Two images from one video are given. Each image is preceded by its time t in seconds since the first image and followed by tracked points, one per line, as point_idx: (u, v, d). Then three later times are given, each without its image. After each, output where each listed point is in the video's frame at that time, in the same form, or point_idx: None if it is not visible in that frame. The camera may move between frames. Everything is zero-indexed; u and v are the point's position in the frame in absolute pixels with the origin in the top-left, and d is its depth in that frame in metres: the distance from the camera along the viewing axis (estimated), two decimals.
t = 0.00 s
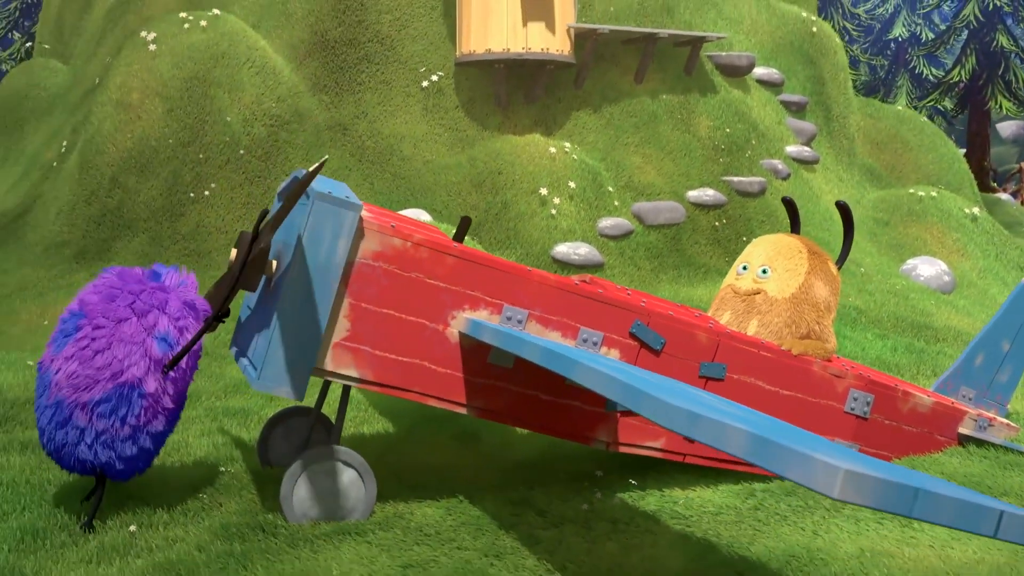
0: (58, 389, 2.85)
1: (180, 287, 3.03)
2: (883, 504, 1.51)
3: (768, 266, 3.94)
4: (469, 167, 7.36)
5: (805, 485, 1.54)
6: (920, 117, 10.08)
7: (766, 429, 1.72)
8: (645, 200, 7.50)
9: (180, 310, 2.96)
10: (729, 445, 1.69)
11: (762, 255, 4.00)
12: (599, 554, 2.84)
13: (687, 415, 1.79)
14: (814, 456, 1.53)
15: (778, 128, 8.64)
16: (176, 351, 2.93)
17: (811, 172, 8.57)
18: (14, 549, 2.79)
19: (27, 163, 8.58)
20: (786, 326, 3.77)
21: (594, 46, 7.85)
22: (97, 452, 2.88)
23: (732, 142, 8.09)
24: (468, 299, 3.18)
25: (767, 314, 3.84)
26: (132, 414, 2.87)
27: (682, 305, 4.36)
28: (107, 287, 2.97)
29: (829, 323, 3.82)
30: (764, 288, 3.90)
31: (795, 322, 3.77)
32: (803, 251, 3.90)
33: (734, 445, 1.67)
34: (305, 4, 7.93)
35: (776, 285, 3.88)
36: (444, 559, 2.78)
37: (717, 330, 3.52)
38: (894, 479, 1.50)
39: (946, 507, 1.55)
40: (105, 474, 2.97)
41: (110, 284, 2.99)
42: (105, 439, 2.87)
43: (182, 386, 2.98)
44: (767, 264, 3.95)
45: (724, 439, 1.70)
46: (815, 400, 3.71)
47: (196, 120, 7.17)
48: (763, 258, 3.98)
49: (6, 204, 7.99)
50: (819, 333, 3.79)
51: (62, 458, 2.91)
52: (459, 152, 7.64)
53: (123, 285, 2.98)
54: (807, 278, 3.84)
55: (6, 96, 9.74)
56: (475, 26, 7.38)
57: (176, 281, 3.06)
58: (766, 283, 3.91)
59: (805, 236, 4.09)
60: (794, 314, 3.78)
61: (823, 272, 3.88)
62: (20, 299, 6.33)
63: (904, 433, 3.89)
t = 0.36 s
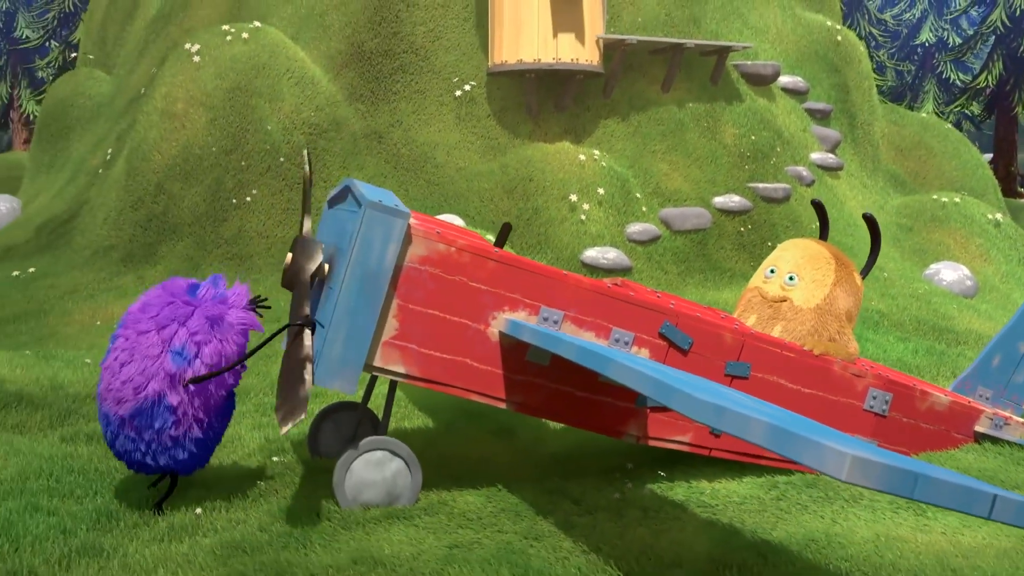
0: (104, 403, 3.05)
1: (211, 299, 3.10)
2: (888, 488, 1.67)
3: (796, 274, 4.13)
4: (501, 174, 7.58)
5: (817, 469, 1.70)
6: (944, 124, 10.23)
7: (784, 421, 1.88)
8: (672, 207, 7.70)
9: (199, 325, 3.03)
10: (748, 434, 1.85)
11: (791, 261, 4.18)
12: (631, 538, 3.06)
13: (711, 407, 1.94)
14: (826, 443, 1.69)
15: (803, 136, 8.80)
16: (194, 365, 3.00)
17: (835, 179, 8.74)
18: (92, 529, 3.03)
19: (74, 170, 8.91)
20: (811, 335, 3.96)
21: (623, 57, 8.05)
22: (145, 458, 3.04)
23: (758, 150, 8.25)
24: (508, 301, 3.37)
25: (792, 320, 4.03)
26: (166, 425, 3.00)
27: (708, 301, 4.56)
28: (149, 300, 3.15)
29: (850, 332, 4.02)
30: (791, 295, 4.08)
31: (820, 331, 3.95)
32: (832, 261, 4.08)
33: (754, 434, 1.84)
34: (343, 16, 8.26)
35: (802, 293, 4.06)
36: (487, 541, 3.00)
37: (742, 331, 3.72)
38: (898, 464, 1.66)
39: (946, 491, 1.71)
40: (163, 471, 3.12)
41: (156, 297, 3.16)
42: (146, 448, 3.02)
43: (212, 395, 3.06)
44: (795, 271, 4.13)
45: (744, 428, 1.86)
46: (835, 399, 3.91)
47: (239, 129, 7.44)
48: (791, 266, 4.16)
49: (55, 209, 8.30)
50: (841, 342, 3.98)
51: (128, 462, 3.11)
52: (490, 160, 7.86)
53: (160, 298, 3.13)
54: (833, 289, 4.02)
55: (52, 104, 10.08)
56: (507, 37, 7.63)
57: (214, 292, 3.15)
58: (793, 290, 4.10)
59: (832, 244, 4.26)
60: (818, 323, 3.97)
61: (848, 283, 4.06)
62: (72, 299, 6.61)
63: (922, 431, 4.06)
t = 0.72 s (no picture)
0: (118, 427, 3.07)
1: (206, 356, 2.92)
2: (890, 474, 1.74)
3: (805, 280, 4.20)
4: (511, 176, 7.66)
5: (826, 458, 1.77)
6: (951, 126, 10.29)
7: (791, 414, 1.95)
8: (680, 209, 7.78)
9: (188, 391, 2.89)
10: (758, 426, 1.91)
11: (800, 267, 4.25)
12: (641, 533, 3.13)
13: (721, 401, 2.00)
14: (831, 432, 1.76)
15: (810, 138, 8.86)
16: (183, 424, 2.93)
17: (843, 181, 8.80)
18: (116, 523, 3.11)
19: (89, 171, 9.01)
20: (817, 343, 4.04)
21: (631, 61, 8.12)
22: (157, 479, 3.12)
23: (766, 152, 8.31)
24: (521, 301, 3.44)
25: (799, 328, 4.11)
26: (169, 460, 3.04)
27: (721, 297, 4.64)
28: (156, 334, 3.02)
29: (858, 339, 4.08)
30: (799, 302, 4.15)
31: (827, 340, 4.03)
32: (839, 265, 4.16)
33: (763, 426, 1.90)
34: (355, 21, 8.40)
35: (810, 300, 4.13)
36: (501, 535, 3.08)
37: (750, 331, 3.79)
38: (901, 455, 1.73)
39: (947, 480, 1.78)
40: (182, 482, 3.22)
41: (163, 330, 3.03)
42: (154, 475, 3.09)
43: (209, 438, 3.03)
44: (805, 277, 4.20)
45: (754, 421, 1.92)
46: (842, 397, 3.98)
47: (252, 132, 7.53)
48: (801, 271, 4.23)
49: (71, 210, 8.41)
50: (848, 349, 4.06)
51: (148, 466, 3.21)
52: (501, 162, 7.94)
53: (162, 339, 2.99)
54: (841, 298, 4.08)
55: (67, 107, 10.19)
56: (517, 41, 7.68)
57: (210, 347, 2.95)
58: (801, 296, 4.17)
59: (843, 248, 4.32)
60: (825, 332, 4.04)
61: (855, 291, 4.13)
62: (90, 300, 6.71)
63: (927, 429, 4.13)
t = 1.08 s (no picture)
0: (160, 388, 3.01)
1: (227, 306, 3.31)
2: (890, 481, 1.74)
3: (805, 280, 4.21)
4: (512, 176, 7.66)
5: (825, 464, 1.77)
6: (951, 126, 10.31)
7: (790, 418, 1.95)
8: (680, 209, 7.79)
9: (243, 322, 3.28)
10: (757, 430, 1.91)
11: (801, 267, 4.26)
12: (642, 532, 3.14)
13: (719, 404, 2.01)
14: (830, 437, 1.77)
15: (811, 138, 8.87)
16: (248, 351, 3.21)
17: (843, 181, 8.81)
18: (119, 522, 3.12)
19: (90, 171, 9.02)
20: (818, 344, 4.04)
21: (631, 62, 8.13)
22: (202, 442, 3.07)
23: (766, 153, 8.32)
24: (522, 301, 3.45)
25: (799, 328, 4.11)
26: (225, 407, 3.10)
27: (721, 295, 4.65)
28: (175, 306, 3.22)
29: (858, 340, 4.09)
30: (800, 302, 4.16)
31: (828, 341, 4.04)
32: (839, 265, 4.17)
33: (763, 430, 1.90)
34: (355, 21, 8.43)
35: (811, 300, 4.14)
36: (502, 535, 3.09)
37: (750, 331, 3.79)
38: (900, 460, 1.74)
39: (946, 485, 1.78)
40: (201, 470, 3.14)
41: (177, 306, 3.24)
42: (209, 426, 3.05)
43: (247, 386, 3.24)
44: (805, 278, 4.21)
45: (753, 425, 1.92)
46: (842, 397, 4.00)
47: (252, 132, 7.54)
48: (802, 272, 4.24)
49: (71, 211, 8.41)
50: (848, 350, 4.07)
51: (167, 457, 3.06)
52: (501, 162, 7.95)
53: (190, 304, 3.24)
54: (842, 299, 4.09)
55: (67, 108, 10.20)
56: (518, 41, 7.69)
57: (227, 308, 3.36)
58: (802, 297, 4.18)
59: (843, 249, 4.33)
60: (826, 333, 4.05)
61: (856, 292, 4.14)
62: (91, 300, 6.72)
63: (927, 429, 4.14)
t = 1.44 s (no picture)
0: (156, 379, 3.06)
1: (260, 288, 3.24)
2: (890, 470, 1.75)
3: (805, 280, 4.22)
4: (512, 176, 7.67)
5: (827, 453, 1.79)
6: (951, 126, 10.32)
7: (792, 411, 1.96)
8: (680, 209, 7.80)
9: (263, 310, 3.18)
10: (759, 422, 1.93)
11: (800, 267, 4.27)
12: (643, 532, 3.15)
13: (720, 398, 2.02)
14: (831, 429, 1.78)
15: (811, 138, 8.88)
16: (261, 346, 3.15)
17: (843, 181, 8.81)
18: (120, 522, 3.13)
19: (91, 171, 9.03)
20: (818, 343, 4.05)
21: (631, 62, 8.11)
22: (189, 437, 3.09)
23: (766, 153, 8.32)
24: (523, 300, 3.46)
25: (799, 328, 4.12)
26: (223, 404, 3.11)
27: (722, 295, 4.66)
28: (197, 287, 3.18)
29: (858, 339, 4.10)
30: (800, 302, 4.17)
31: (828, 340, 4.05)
32: (839, 265, 4.18)
33: (765, 422, 1.91)
34: (356, 22, 8.46)
35: (810, 300, 4.15)
36: (503, 534, 3.09)
37: (750, 330, 3.81)
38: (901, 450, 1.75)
39: (947, 476, 1.79)
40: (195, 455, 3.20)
41: (202, 286, 3.20)
42: (197, 425, 3.08)
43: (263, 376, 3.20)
44: (805, 277, 4.22)
45: (755, 418, 1.93)
46: (842, 396, 4.01)
47: (253, 132, 7.54)
48: (801, 272, 4.25)
49: (72, 211, 8.41)
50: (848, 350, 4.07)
51: (160, 441, 3.12)
52: (501, 162, 7.96)
53: (215, 285, 3.19)
54: (841, 298, 4.09)
55: (68, 108, 10.21)
56: (518, 41, 7.71)
57: (258, 283, 3.27)
58: (801, 296, 4.19)
59: (843, 249, 4.33)
60: (826, 332, 4.06)
61: (855, 292, 4.14)
62: (92, 300, 6.73)
63: (927, 429, 4.15)
